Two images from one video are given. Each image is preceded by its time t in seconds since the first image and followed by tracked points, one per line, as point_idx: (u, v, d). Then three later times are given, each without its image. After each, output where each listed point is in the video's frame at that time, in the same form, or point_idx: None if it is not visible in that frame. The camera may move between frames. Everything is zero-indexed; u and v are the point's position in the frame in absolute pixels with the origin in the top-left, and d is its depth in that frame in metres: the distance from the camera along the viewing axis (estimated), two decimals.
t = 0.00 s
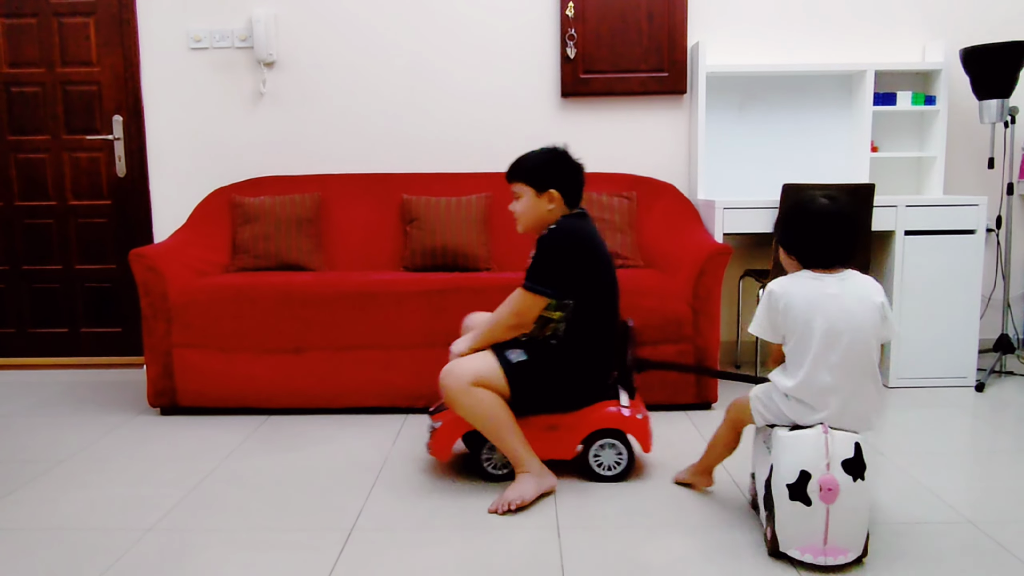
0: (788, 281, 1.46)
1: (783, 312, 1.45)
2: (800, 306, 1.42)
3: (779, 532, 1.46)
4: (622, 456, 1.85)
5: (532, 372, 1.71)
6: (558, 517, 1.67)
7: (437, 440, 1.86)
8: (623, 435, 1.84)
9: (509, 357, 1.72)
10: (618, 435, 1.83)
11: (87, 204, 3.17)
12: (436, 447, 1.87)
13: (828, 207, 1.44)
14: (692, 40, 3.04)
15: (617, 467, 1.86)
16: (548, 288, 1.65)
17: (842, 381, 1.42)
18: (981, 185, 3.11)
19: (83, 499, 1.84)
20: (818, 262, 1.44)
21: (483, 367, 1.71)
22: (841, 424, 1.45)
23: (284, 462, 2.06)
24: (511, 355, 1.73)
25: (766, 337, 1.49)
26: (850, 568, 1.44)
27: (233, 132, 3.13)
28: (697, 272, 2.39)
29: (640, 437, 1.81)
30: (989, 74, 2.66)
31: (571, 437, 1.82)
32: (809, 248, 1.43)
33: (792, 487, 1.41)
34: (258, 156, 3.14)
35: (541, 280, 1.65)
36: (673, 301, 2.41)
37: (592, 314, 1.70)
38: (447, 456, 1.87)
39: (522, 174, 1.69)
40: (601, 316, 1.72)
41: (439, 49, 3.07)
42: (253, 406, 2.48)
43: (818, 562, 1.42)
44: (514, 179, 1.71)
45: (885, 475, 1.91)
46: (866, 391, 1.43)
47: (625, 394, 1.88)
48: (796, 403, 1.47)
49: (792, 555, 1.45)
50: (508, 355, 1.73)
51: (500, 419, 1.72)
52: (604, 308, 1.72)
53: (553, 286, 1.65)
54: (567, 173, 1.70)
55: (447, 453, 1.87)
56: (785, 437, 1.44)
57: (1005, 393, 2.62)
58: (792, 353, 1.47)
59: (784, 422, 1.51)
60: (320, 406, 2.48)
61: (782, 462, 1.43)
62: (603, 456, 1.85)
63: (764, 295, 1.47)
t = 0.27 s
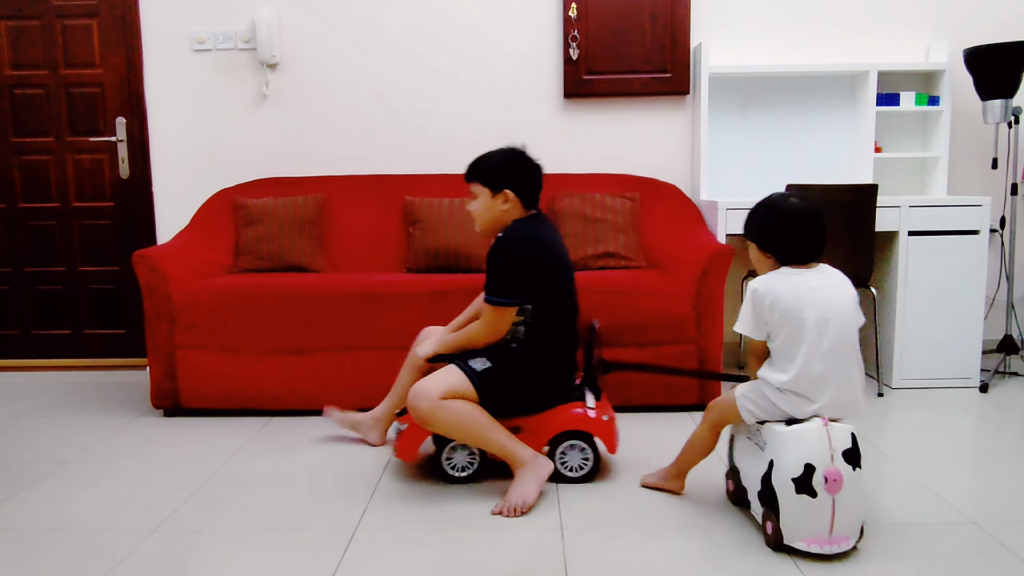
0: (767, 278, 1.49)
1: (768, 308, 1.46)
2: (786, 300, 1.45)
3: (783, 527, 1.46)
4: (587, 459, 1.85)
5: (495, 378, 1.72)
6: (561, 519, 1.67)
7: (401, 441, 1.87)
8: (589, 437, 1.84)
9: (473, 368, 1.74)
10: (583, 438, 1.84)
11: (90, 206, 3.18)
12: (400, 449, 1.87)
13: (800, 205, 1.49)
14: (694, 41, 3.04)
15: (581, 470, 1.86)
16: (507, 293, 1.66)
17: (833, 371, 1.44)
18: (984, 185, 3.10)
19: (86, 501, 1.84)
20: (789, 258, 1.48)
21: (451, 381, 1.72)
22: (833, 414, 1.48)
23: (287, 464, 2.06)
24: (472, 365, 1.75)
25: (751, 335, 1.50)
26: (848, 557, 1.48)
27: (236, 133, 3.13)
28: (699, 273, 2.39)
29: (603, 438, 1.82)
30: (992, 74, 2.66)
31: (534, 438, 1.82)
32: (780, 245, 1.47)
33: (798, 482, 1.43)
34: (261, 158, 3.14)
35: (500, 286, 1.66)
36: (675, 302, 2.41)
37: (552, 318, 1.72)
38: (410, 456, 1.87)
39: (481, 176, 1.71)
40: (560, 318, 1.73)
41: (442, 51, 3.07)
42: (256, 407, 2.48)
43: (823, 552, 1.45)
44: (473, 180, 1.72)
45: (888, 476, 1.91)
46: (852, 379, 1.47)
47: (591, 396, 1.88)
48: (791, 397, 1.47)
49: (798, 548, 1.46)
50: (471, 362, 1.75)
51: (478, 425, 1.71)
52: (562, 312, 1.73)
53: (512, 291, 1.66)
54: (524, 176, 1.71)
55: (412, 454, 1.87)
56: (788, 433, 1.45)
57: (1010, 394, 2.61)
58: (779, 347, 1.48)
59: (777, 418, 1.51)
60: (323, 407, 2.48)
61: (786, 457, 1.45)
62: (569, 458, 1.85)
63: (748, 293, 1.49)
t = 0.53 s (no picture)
0: (748, 281, 1.52)
1: (753, 310, 1.50)
2: (772, 303, 1.49)
3: (774, 511, 1.52)
4: (541, 459, 1.86)
5: (458, 364, 1.72)
6: (563, 518, 1.67)
7: (353, 447, 1.83)
8: (542, 436, 1.84)
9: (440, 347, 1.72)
10: (536, 437, 1.84)
11: (93, 206, 3.19)
12: (352, 454, 1.83)
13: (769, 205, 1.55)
14: (696, 41, 3.04)
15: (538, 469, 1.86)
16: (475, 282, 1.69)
17: (808, 365, 1.52)
18: (987, 185, 3.10)
19: (88, 501, 1.84)
20: (763, 260, 1.53)
21: (415, 352, 1.69)
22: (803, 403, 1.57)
23: (289, 463, 2.06)
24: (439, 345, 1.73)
25: (734, 336, 1.53)
26: (824, 534, 1.57)
27: (238, 134, 3.14)
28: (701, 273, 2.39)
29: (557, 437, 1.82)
30: (994, 73, 2.65)
31: (489, 438, 1.81)
32: (755, 247, 1.52)
33: (788, 467, 1.50)
34: (263, 158, 3.15)
35: (468, 274, 1.70)
36: (677, 301, 2.41)
37: (519, 311, 1.74)
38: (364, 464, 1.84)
39: (445, 174, 1.72)
40: (527, 312, 1.76)
41: (444, 51, 3.07)
42: (258, 407, 2.48)
43: (810, 531, 1.53)
44: (439, 179, 1.73)
45: (891, 476, 1.91)
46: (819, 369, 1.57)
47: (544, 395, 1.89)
48: (768, 392, 1.53)
49: (788, 529, 1.53)
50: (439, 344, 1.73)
51: (433, 404, 1.69)
52: (527, 306, 1.76)
53: (480, 281, 1.69)
54: (488, 173, 1.74)
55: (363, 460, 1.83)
56: (773, 422, 1.52)
57: (1013, 394, 2.61)
58: (759, 347, 1.52)
59: (752, 411, 1.56)
60: (325, 407, 2.48)
61: (774, 445, 1.51)
62: (523, 458, 1.85)
63: (733, 296, 1.51)
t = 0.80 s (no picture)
0: (717, 282, 1.62)
1: (726, 309, 1.59)
2: (743, 300, 1.59)
3: (752, 497, 1.61)
4: (515, 458, 1.86)
5: (457, 364, 1.70)
6: (565, 518, 1.67)
7: (321, 459, 1.77)
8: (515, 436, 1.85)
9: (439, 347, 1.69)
10: (508, 436, 1.84)
11: (93, 206, 3.19)
12: (321, 466, 1.78)
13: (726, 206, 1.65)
14: (697, 41, 3.04)
15: (512, 469, 1.86)
16: (459, 277, 1.69)
17: (776, 356, 1.63)
18: (988, 185, 3.10)
19: (89, 500, 1.84)
20: (726, 261, 1.64)
21: (419, 352, 1.64)
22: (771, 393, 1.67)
23: (291, 463, 2.06)
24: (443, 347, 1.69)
25: (709, 336, 1.62)
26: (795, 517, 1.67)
27: (239, 133, 3.14)
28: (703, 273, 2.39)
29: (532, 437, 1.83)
30: (995, 73, 2.65)
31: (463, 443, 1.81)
32: (718, 247, 1.62)
33: (764, 454, 1.60)
34: (264, 158, 3.15)
35: (448, 271, 1.69)
36: (678, 301, 2.41)
37: (497, 307, 1.78)
38: (335, 475, 1.79)
39: (412, 177, 1.70)
40: (501, 309, 1.79)
41: (445, 50, 3.07)
42: (259, 407, 2.48)
43: (785, 513, 1.63)
44: (408, 182, 1.70)
45: (891, 475, 1.91)
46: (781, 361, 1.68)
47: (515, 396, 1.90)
48: (743, 384, 1.63)
49: (764, 514, 1.62)
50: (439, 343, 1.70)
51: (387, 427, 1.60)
52: (501, 303, 1.79)
53: (464, 275, 1.70)
54: (455, 172, 1.73)
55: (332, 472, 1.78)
56: (748, 412, 1.61)
57: (1014, 394, 2.60)
58: (732, 342, 1.62)
59: (727, 403, 1.66)
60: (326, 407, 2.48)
61: (751, 433, 1.60)
62: (496, 459, 1.85)
63: (707, 298, 1.60)
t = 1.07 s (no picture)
0: (687, 278, 1.68)
1: (696, 303, 1.66)
2: (713, 294, 1.66)
3: (727, 486, 1.68)
4: (492, 460, 1.83)
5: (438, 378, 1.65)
6: (565, 518, 1.67)
7: (298, 474, 1.67)
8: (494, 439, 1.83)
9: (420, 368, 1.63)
10: (485, 439, 1.81)
11: (94, 206, 3.19)
12: (298, 482, 1.68)
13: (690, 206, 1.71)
14: (698, 41, 3.04)
15: (488, 472, 1.83)
16: (434, 280, 1.63)
17: (744, 347, 1.71)
18: (989, 185, 3.10)
19: (90, 500, 1.84)
20: (693, 258, 1.70)
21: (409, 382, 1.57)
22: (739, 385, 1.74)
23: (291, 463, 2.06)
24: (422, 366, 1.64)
25: (681, 329, 1.68)
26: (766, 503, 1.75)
27: (239, 133, 3.14)
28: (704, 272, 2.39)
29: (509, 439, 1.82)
30: (996, 73, 2.65)
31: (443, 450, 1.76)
32: (686, 246, 1.68)
33: (740, 443, 1.67)
34: (264, 158, 3.15)
35: (427, 271, 1.63)
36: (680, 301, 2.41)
37: (470, 307, 1.73)
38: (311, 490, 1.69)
39: (384, 174, 1.65)
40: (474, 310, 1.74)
41: (446, 50, 3.07)
42: (260, 406, 2.48)
43: (758, 500, 1.70)
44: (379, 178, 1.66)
45: (891, 475, 1.91)
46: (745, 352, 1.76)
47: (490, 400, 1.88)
48: (715, 376, 1.69)
49: (740, 501, 1.69)
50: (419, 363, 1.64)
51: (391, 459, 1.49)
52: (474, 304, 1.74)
53: (439, 278, 1.64)
54: (426, 170, 1.69)
55: (310, 487, 1.68)
56: (721, 405, 1.68)
57: (1016, 394, 2.60)
58: (704, 335, 1.69)
59: (699, 395, 1.72)
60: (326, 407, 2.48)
61: (726, 424, 1.67)
62: (474, 462, 1.81)
63: (679, 294, 1.66)
